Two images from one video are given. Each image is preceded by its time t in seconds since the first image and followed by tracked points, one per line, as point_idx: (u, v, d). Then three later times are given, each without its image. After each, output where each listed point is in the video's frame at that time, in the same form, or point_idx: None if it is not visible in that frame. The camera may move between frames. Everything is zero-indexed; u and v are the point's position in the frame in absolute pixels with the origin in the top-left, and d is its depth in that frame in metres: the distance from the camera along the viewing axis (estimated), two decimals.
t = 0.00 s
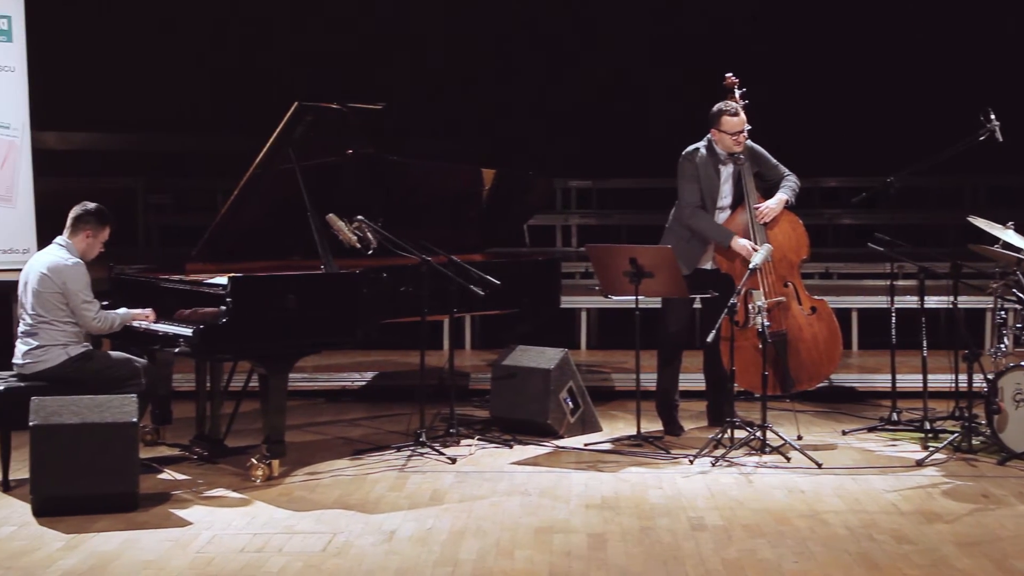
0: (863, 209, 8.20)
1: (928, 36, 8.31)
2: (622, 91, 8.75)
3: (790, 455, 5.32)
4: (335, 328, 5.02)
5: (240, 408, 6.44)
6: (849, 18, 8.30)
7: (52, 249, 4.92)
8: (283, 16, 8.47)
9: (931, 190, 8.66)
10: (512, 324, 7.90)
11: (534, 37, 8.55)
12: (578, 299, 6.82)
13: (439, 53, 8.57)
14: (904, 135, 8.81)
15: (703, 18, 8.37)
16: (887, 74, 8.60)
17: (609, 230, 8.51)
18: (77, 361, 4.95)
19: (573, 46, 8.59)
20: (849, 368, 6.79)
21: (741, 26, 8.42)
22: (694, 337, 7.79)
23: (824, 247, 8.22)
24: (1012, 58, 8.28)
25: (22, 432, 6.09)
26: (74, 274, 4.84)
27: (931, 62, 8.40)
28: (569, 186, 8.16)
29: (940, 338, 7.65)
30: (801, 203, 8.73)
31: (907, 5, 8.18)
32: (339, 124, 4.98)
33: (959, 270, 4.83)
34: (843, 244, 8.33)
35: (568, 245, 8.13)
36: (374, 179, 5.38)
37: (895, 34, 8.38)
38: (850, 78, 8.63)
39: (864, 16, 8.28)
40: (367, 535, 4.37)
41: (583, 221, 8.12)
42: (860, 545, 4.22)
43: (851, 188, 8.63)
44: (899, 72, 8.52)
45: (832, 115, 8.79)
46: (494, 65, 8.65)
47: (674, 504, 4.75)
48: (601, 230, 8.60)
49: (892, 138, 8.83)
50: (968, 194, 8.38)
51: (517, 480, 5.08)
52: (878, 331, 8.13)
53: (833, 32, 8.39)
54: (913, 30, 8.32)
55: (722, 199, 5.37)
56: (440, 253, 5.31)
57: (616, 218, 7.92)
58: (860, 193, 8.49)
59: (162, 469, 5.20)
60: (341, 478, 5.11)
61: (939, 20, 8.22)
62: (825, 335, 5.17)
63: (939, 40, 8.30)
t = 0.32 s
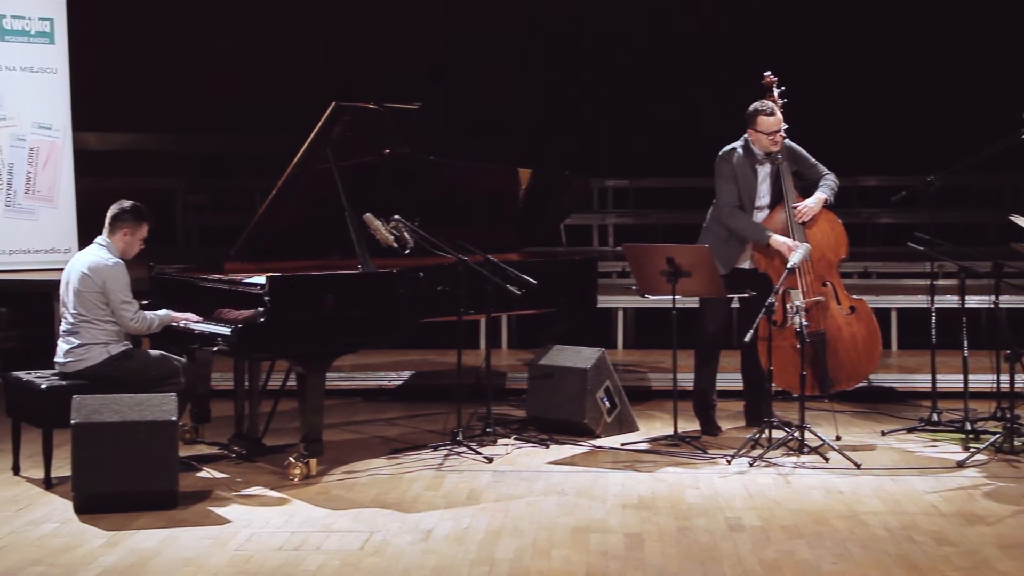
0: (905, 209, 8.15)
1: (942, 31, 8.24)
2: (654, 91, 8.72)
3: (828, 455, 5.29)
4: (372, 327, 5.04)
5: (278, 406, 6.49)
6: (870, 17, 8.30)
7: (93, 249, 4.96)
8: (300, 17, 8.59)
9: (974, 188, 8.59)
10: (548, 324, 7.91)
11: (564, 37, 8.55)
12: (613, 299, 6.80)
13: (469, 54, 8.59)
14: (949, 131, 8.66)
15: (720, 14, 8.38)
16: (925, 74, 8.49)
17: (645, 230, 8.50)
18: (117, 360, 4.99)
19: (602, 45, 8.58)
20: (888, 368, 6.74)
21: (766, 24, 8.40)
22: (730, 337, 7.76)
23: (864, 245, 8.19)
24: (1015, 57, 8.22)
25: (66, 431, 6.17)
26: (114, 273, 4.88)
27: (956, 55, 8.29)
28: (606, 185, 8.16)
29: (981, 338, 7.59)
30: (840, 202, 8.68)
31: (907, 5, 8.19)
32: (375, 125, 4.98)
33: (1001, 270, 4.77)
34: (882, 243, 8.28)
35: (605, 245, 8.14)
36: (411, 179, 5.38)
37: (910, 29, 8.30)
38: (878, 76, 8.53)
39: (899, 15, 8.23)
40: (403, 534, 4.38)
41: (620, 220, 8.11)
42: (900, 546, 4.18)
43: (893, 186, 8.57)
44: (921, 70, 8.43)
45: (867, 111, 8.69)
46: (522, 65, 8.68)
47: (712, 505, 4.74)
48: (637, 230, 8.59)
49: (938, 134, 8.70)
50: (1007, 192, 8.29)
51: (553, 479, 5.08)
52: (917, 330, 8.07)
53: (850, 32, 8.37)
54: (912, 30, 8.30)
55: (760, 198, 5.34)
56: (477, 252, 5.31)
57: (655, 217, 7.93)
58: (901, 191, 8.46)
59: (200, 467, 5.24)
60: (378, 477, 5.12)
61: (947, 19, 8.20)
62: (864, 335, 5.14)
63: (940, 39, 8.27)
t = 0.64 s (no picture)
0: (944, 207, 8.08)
1: (955, 29, 8.25)
2: (685, 91, 8.71)
3: (866, 456, 5.27)
4: (406, 326, 5.04)
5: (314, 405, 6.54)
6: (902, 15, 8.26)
7: (131, 249, 4.98)
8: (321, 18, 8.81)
9: (1012, 186, 8.50)
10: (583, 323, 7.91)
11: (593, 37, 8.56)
12: (647, 297, 6.80)
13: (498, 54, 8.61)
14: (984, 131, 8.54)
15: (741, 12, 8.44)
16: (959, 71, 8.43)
17: (680, 230, 8.48)
18: (155, 359, 5.01)
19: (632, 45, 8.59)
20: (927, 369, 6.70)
21: (789, 24, 8.41)
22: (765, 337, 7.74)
23: (902, 243, 8.15)
24: None
25: (106, 429, 6.24)
26: (152, 273, 4.90)
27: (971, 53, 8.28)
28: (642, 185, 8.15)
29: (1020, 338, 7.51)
30: (875, 202, 8.63)
31: (906, 5, 8.25)
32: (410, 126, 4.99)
33: None
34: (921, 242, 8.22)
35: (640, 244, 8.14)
36: (446, 179, 5.39)
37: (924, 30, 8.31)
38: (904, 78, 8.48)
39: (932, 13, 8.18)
40: (439, 533, 4.38)
41: (656, 219, 8.11)
42: (938, 548, 4.14)
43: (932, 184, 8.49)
44: (944, 68, 8.38)
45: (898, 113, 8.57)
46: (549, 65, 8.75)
47: (748, 505, 4.72)
48: (672, 229, 8.58)
49: (972, 134, 8.56)
50: None
51: (588, 479, 5.07)
52: (954, 330, 8.00)
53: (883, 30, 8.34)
54: (938, 29, 8.28)
55: (797, 198, 5.31)
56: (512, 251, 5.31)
57: (690, 215, 7.93)
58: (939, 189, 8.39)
59: (237, 466, 5.28)
60: (414, 476, 5.14)
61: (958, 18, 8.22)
62: (901, 335, 5.11)
63: (940, 39, 8.30)
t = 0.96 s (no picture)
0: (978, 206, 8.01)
1: (981, 27, 8.22)
2: (713, 91, 8.72)
3: (900, 456, 5.24)
4: (437, 326, 5.04)
5: (346, 404, 6.59)
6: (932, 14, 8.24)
7: (166, 249, 5.01)
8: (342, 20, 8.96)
9: None
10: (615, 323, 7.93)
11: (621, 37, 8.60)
12: (680, 297, 6.80)
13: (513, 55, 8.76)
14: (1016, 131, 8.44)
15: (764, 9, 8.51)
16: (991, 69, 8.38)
17: (714, 230, 8.51)
18: (189, 357, 5.03)
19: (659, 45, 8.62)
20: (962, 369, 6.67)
21: (814, 23, 8.41)
22: (799, 336, 7.71)
23: (937, 242, 8.11)
24: None
25: (141, 428, 6.29)
26: (188, 271, 4.93)
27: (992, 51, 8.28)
28: (674, 184, 8.14)
29: None
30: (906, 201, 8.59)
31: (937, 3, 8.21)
32: (442, 126, 4.99)
33: None
34: (956, 242, 8.18)
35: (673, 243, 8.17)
36: (478, 178, 5.40)
37: (940, 28, 8.29)
38: (925, 78, 8.42)
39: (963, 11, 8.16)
40: (471, 532, 4.39)
41: (688, 219, 8.15)
42: (974, 549, 4.11)
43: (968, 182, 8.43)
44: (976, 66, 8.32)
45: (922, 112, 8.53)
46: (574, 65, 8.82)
47: (781, 505, 4.70)
48: (705, 228, 8.59)
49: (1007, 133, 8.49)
50: None
51: (620, 478, 5.07)
52: (988, 331, 7.94)
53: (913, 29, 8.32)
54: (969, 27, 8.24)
55: (830, 197, 5.29)
56: (544, 251, 5.31)
57: (722, 215, 7.93)
58: (975, 187, 8.34)
59: (271, 464, 5.31)
60: (446, 475, 5.15)
61: (982, 15, 8.18)
62: (936, 335, 5.06)
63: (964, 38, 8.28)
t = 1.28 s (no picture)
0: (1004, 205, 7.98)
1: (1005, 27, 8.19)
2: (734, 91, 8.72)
3: (927, 457, 5.22)
4: (462, 325, 5.04)
5: (371, 404, 6.61)
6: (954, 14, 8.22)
7: (193, 248, 5.03)
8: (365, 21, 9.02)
9: None
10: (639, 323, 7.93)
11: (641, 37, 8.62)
12: (706, 297, 6.74)
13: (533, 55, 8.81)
14: None
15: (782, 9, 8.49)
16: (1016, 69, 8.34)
17: (739, 229, 8.51)
18: (215, 357, 5.05)
19: (680, 45, 8.62)
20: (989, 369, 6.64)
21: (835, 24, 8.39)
22: (825, 336, 7.69)
23: (964, 242, 8.09)
24: None
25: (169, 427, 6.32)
26: (215, 271, 4.94)
27: None
28: (698, 183, 8.12)
29: None
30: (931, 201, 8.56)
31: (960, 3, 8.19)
32: (468, 126, 4.99)
33: None
34: (983, 242, 8.19)
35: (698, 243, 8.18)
36: (503, 178, 5.41)
37: (966, 29, 8.26)
38: (949, 78, 8.39)
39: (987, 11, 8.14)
40: (496, 532, 4.39)
41: (714, 219, 8.16)
42: (1002, 550, 4.08)
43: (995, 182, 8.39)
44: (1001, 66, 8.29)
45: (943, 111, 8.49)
46: (593, 65, 8.83)
47: (807, 505, 4.69)
48: (729, 228, 8.60)
49: None
50: None
51: (645, 478, 5.06)
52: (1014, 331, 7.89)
53: (936, 29, 8.30)
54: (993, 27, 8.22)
55: (856, 196, 5.27)
56: (569, 250, 5.31)
57: (747, 215, 7.94)
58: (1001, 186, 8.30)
59: (297, 464, 5.32)
60: (471, 475, 5.15)
61: (1006, 15, 8.15)
62: (963, 335, 5.05)
63: (988, 37, 8.26)
